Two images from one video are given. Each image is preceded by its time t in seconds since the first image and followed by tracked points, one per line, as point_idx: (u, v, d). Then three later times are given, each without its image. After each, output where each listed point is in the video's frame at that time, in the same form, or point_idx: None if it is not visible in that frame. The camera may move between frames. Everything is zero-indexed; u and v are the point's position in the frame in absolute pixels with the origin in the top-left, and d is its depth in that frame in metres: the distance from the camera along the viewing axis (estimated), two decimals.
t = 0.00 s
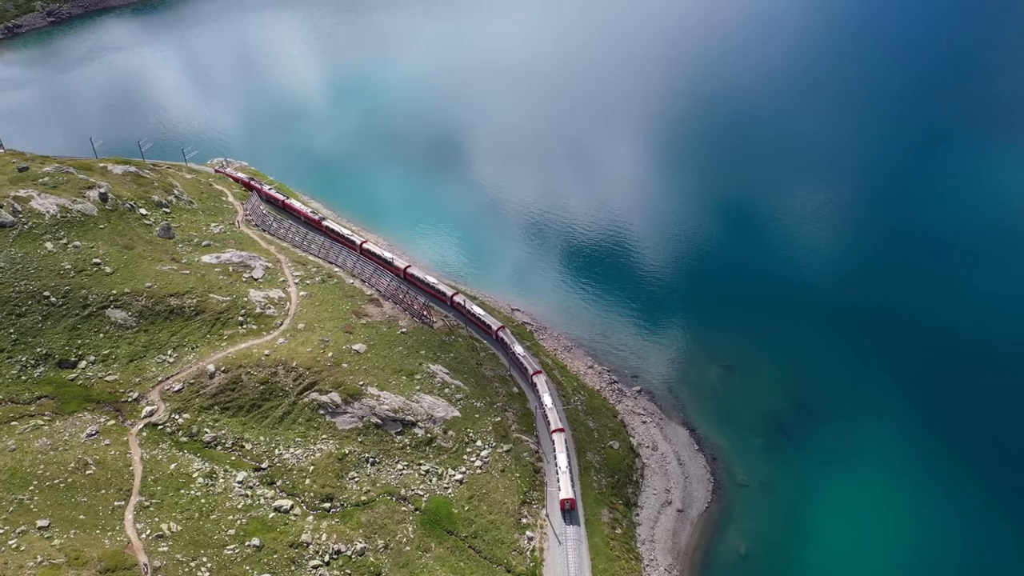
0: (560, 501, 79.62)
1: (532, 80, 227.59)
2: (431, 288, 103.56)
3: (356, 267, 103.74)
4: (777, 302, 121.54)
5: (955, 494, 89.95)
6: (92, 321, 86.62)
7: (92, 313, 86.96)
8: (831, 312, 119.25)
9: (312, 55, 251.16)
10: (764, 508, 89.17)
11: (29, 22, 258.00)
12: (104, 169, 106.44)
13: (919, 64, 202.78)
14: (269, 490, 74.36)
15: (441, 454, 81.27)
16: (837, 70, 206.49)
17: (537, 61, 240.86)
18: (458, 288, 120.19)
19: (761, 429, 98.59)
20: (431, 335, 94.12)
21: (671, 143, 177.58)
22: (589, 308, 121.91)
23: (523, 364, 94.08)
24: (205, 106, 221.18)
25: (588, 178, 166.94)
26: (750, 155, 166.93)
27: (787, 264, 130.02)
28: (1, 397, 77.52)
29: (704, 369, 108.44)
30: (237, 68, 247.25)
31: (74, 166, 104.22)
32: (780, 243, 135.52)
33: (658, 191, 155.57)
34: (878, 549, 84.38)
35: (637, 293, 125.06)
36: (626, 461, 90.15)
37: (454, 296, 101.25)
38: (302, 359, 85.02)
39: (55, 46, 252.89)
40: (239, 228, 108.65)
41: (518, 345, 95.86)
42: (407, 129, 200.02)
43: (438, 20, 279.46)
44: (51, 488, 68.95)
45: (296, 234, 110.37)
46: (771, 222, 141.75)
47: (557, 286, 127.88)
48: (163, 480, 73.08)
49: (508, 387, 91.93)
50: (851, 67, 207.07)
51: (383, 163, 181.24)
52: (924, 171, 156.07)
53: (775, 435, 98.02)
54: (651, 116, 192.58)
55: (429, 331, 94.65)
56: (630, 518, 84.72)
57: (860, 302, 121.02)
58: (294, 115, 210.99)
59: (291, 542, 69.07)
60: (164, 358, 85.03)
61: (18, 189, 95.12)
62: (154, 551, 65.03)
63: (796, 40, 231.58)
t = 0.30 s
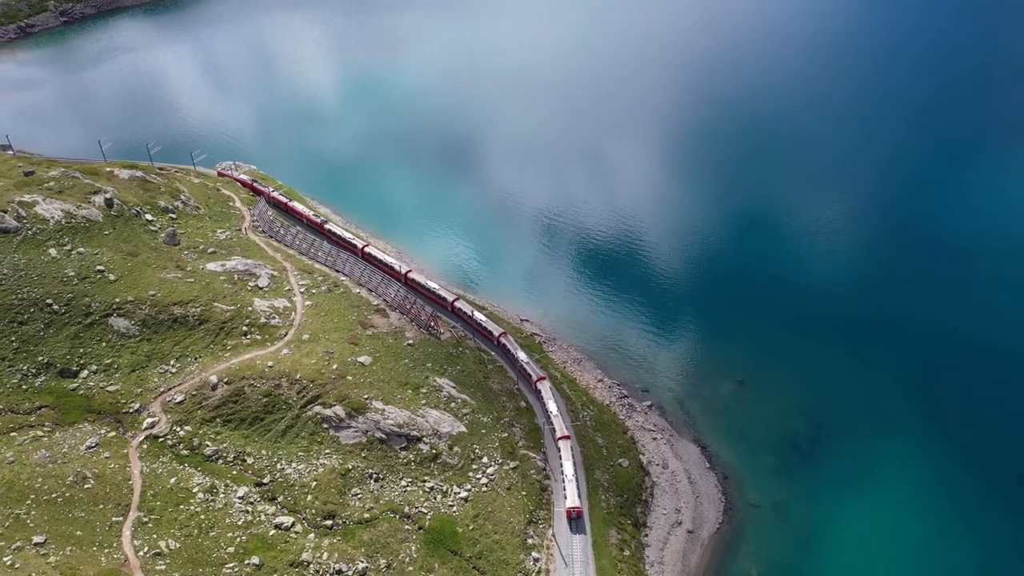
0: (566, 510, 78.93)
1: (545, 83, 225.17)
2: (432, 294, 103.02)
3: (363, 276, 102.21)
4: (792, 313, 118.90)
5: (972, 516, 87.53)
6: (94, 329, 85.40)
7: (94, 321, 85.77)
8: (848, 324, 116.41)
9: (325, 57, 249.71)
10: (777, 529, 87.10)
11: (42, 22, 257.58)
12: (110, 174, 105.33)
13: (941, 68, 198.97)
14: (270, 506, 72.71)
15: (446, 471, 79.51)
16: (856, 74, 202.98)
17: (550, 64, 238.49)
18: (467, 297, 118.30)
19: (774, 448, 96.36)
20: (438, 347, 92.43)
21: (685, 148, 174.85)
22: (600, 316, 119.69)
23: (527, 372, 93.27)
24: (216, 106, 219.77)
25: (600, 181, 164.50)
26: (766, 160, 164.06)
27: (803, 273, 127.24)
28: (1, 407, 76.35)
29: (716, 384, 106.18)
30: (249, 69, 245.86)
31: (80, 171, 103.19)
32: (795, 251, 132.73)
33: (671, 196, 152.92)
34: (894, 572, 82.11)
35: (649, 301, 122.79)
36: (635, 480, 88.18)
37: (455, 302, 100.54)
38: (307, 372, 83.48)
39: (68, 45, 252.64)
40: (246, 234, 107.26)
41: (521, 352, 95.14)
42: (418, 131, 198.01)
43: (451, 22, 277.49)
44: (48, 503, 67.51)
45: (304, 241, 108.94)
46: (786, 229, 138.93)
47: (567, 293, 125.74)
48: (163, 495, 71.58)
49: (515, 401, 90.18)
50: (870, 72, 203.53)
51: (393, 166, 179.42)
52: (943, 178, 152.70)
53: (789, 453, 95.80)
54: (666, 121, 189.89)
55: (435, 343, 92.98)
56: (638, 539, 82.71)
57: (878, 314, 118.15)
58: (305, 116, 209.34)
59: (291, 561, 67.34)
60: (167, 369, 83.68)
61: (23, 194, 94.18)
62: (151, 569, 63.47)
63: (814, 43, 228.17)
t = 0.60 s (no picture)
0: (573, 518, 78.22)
1: (558, 86, 222.96)
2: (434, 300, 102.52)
3: (369, 286, 100.76)
4: (806, 326, 116.46)
5: (989, 540, 85.40)
6: (96, 338, 84.19)
7: (97, 330, 84.59)
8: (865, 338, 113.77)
9: (337, 57, 248.44)
10: (790, 552, 84.96)
11: (55, 22, 257.89)
12: (116, 179, 104.28)
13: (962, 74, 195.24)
14: (271, 523, 70.94)
15: (451, 489, 77.78)
16: (875, 79, 199.38)
17: (564, 66, 236.13)
18: (476, 307, 116.72)
19: (787, 467, 94.21)
20: (444, 359, 90.79)
21: (700, 153, 172.29)
22: (610, 327, 117.68)
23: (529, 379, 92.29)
24: (226, 106, 218.75)
25: (612, 186, 162.30)
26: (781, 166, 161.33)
27: (819, 284, 124.69)
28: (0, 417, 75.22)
29: (729, 399, 103.95)
30: (261, 69, 244.70)
31: (86, 176, 102.19)
32: (811, 261, 129.97)
33: (685, 203, 150.40)
34: None
35: (659, 311, 120.61)
36: (644, 499, 86.32)
37: (455, 308, 99.71)
38: (310, 385, 81.93)
39: (80, 45, 252.86)
40: (252, 241, 105.95)
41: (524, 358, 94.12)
42: (429, 134, 196.30)
43: (464, 23, 275.54)
44: (45, 517, 65.99)
45: (311, 248, 107.53)
46: (802, 238, 136.22)
47: (577, 302, 123.83)
48: (162, 510, 69.94)
49: (522, 416, 88.54)
50: (889, 77, 200.02)
51: (404, 171, 178.15)
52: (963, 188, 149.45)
53: (803, 473, 93.61)
54: (680, 127, 187.39)
55: (442, 355, 91.30)
56: (647, 560, 80.74)
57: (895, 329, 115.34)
58: (316, 119, 208.27)
59: None
60: (169, 379, 82.32)
61: (28, 200, 93.25)
62: None
63: (833, 47, 224.60)
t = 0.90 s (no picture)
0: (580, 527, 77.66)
1: (571, 91, 220.75)
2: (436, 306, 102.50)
3: (377, 296, 99.15)
4: (821, 340, 114.02)
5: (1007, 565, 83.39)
6: (99, 347, 83.01)
7: (100, 338, 83.40)
8: (881, 354, 111.21)
9: (350, 59, 247.26)
10: None
11: (68, 22, 258.24)
12: (123, 184, 103.22)
13: (984, 84, 191.67)
14: (272, 540, 68.98)
15: (456, 507, 76.04)
16: (895, 86, 196.05)
17: (578, 71, 233.95)
18: (484, 318, 114.81)
19: (801, 488, 92.08)
20: (452, 372, 88.99)
21: (715, 160, 169.71)
22: (621, 339, 115.52)
23: (531, 385, 91.91)
24: (238, 107, 217.83)
25: (625, 193, 159.98)
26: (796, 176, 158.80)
27: (835, 297, 122.24)
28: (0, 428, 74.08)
29: (742, 416, 101.72)
30: (273, 70, 243.75)
31: (92, 180, 101.18)
32: (826, 273, 127.42)
33: (698, 211, 147.93)
34: None
35: (671, 323, 118.33)
36: (654, 520, 84.43)
37: (456, 313, 99.48)
38: (314, 398, 80.35)
39: (94, 45, 253.09)
40: (259, 248, 104.55)
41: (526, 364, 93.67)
42: (440, 138, 194.57)
43: (478, 26, 273.70)
44: (42, 533, 64.41)
45: (318, 256, 106.01)
46: (817, 249, 133.71)
47: (587, 312, 121.73)
48: (161, 526, 68.21)
49: (530, 432, 86.88)
50: (910, 86, 196.63)
51: (414, 175, 176.57)
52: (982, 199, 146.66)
53: (817, 494, 91.51)
54: (695, 133, 184.85)
55: (450, 368, 89.51)
56: None
57: (913, 344, 112.75)
58: (327, 121, 207.06)
59: None
60: (171, 391, 80.99)
61: (33, 204, 92.35)
62: None
63: (852, 54, 221.24)
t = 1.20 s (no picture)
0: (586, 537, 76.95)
1: (585, 95, 218.50)
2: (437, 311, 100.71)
3: (384, 306, 97.57)
4: (837, 355, 111.48)
5: None
6: (101, 356, 81.79)
7: (102, 348, 82.18)
8: (899, 370, 108.44)
9: (363, 61, 246.20)
10: None
11: (82, 22, 258.72)
12: (129, 189, 102.15)
13: (1006, 93, 188.17)
14: (272, 558, 66.82)
15: (460, 526, 74.07)
16: (911, 96, 194.00)
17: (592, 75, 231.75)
18: (492, 328, 113.01)
19: (816, 511, 90.20)
20: (459, 386, 87.25)
21: (729, 167, 167.11)
22: (632, 352, 113.56)
23: (535, 393, 90.82)
24: (250, 108, 216.77)
25: (637, 198, 157.70)
26: (812, 184, 156.15)
27: (852, 307, 119.77)
28: None
29: (754, 434, 99.52)
30: (285, 70, 242.77)
31: (99, 185, 100.15)
32: (842, 284, 124.75)
33: (712, 219, 145.42)
34: None
35: (683, 336, 116.21)
36: (664, 541, 82.43)
37: (457, 319, 98.33)
38: (318, 412, 78.73)
39: (107, 44, 253.24)
40: (266, 255, 103.23)
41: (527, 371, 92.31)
42: (452, 141, 192.77)
43: (492, 28, 271.91)
44: (39, 548, 62.57)
45: (326, 263, 104.50)
46: (832, 260, 131.14)
47: (597, 323, 119.74)
48: (160, 542, 66.18)
49: (538, 448, 85.07)
50: (930, 95, 193.46)
51: (425, 180, 174.92)
52: (1002, 207, 143.89)
53: (832, 517, 89.56)
54: (710, 139, 182.28)
55: (457, 383, 87.73)
56: None
57: (933, 360, 109.78)
58: (339, 123, 205.80)
59: None
60: (173, 402, 79.67)
61: (39, 210, 91.50)
62: None
63: (871, 61, 217.89)
